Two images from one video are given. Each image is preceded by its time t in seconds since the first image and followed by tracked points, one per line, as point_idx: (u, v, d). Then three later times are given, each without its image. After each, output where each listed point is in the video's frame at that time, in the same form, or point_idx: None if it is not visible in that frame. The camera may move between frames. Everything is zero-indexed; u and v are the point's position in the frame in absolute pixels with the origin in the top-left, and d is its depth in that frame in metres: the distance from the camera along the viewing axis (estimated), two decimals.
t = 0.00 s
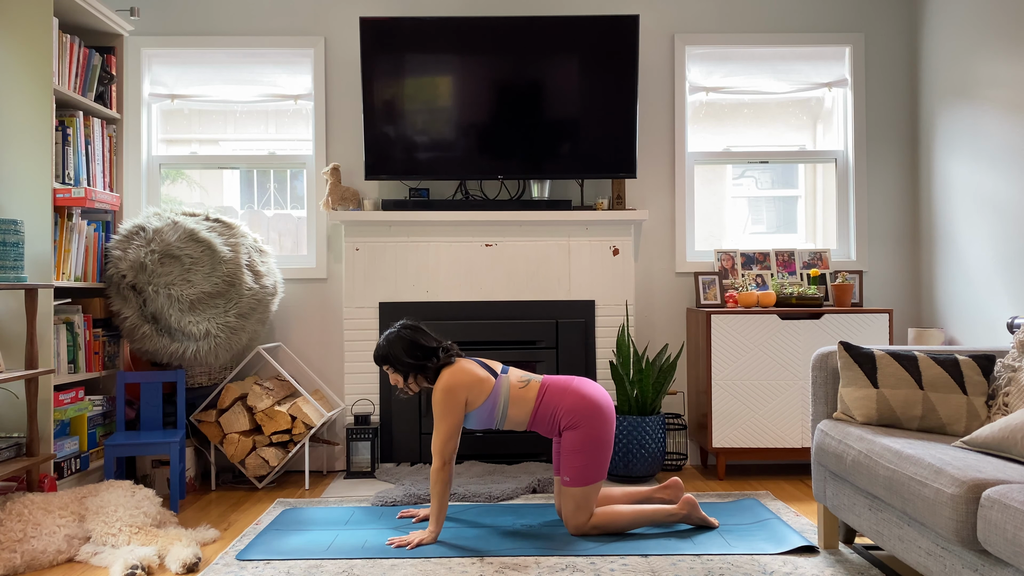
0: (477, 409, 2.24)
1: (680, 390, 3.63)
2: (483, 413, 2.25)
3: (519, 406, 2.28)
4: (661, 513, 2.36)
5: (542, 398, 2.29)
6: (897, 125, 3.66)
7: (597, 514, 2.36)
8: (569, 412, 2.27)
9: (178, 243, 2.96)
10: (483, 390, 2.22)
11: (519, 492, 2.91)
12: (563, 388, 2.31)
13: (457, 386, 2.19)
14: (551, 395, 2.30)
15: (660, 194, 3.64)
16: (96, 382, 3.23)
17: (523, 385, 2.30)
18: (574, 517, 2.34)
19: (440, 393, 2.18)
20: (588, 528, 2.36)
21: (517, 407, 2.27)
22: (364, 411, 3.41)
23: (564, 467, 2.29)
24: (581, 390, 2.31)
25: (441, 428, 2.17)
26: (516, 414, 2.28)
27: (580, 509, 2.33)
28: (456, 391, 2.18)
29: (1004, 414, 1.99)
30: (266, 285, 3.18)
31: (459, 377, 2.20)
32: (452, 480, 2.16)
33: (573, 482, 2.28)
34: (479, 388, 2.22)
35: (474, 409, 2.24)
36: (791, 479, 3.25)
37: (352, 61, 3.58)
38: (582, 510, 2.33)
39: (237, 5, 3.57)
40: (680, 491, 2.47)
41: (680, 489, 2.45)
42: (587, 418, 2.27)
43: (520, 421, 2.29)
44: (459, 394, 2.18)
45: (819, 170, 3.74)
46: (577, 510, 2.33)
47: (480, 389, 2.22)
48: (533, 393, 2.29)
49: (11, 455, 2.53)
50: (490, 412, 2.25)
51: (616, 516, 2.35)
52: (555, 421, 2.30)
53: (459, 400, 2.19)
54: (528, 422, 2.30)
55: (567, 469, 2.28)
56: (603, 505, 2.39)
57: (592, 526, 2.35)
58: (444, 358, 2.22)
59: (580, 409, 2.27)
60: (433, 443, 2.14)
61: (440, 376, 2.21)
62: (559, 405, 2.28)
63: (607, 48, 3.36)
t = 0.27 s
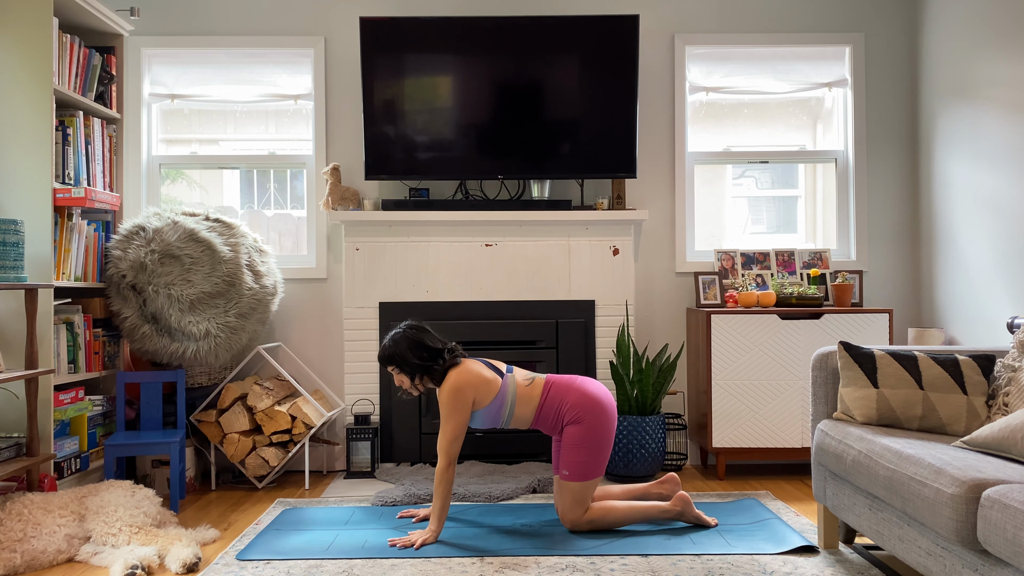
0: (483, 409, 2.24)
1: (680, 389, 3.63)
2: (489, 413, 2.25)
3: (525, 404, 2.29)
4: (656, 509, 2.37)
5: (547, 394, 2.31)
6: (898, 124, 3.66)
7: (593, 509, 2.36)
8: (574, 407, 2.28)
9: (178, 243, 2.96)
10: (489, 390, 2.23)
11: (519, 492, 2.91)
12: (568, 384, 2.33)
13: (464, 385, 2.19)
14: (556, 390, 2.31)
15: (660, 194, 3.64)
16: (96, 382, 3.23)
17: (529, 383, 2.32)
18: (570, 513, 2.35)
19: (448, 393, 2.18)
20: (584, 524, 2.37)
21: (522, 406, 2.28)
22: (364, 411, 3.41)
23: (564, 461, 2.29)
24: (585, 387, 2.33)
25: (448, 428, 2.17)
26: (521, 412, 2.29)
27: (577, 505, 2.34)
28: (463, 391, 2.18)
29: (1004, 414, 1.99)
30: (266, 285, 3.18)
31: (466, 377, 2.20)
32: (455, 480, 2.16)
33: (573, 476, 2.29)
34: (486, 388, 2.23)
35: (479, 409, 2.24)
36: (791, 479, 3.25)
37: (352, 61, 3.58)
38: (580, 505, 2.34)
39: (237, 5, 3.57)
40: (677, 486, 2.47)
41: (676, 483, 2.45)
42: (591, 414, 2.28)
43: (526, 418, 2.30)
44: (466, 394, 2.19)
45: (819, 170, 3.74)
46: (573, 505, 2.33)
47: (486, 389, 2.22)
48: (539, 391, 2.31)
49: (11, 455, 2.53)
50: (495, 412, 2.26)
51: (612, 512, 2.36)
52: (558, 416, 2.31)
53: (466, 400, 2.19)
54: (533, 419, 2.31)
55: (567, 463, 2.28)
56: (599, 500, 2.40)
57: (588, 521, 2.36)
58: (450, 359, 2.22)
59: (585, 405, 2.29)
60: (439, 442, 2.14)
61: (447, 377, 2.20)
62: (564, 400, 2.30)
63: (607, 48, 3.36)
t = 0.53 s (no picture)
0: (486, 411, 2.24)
1: (681, 389, 3.63)
2: (493, 415, 2.25)
3: (531, 406, 2.28)
4: (660, 509, 2.37)
5: (554, 397, 2.30)
6: (898, 124, 3.66)
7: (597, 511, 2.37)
8: (582, 412, 2.28)
9: (178, 243, 2.96)
10: (493, 393, 2.22)
11: (519, 492, 2.91)
12: (575, 388, 2.32)
13: (468, 388, 2.19)
14: (563, 394, 2.31)
15: (660, 194, 3.64)
16: (96, 382, 3.23)
17: (535, 385, 2.31)
18: (575, 514, 2.35)
19: (451, 394, 2.18)
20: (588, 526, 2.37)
21: (528, 409, 2.28)
22: (364, 411, 3.41)
23: (571, 465, 2.29)
24: (593, 391, 2.32)
25: (450, 429, 2.17)
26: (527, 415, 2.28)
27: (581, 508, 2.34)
28: (466, 393, 2.18)
29: (1004, 414, 1.99)
30: (266, 285, 3.18)
31: (469, 380, 2.20)
32: (457, 482, 2.16)
33: (579, 480, 2.29)
34: (490, 391, 2.22)
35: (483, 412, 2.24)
36: (791, 479, 3.25)
37: (351, 61, 3.58)
38: (584, 508, 2.34)
39: (237, 5, 3.57)
40: (678, 486, 2.46)
41: (679, 486, 2.46)
42: (598, 419, 2.28)
43: (532, 420, 2.29)
44: (469, 396, 2.18)
45: (819, 170, 3.74)
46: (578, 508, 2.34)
47: (490, 392, 2.22)
48: (545, 393, 2.30)
49: (11, 455, 2.53)
50: (500, 415, 2.25)
51: (616, 513, 2.36)
52: (566, 420, 2.30)
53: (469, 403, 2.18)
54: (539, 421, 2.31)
55: (574, 467, 2.28)
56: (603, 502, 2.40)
57: (592, 525, 2.36)
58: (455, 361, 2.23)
59: (592, 409, 2.28)
60: (441, 444, 2.14)
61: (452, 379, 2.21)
62: (571, 405, 2.29)
63: (607, 48, 3.36)
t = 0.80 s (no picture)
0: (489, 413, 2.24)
1: (681, 389, 3.63)
2: (496, 417, 2.25)
3: (533, 408, 2.28)
4: (660, 509, 2.37)
5: (557, 399, 2.30)
6: (897, 125, 3.66)
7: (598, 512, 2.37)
8: (584, 413, 2.28)
9: (178, 243, 2.96)
10: (494, 394, 2.23)
11: (519, 492, 2.91)
12: (578, 389, 2.32)
13: (471, 389, 2.19)
14: (566, 396, 2.31)
15: (660, 194, 3.64)
16: (96, 382, 3.23)
17: (537, 387, 2.31)
18: (576, 515, 2.35)
19: (453, 394, 2.18)
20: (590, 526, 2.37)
21: (531, 411, 2.28)
22: (364, 411, 3.41)
23: (574, 467, 2.29)
24: (596, 392, 2.32)
25: (452, 430, 2.17)
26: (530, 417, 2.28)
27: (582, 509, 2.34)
28: (468, 395, 2.19)
29: (1004, 414, 1.99)
30: (266, 285, 3.18)
31: (472, 380, 2.21)
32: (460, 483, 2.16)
33: (581, 482, 2.29)
34: (491, 392, 2.22)
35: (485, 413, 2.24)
36: (791, 479, 3.25)
37: (351, 61, 3.58)
38: (585, 509, 2.34)
39: (237, 5, 3.57)
40: (679, 487, 2.46)
41: (680, 488, 2.46)
42: (601, 421, 2.28)
43: (535, 423, 2.29)
44: (471, 397, 2.19)
45: (819, 170, 3.74)
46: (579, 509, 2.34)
47: (492, 393, 2.22)
48: (547, 395, 2.30)
49: (11, 455, 2.53)
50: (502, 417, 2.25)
51: (616, 514, 2.37)
52: (568, 422, 2.30)
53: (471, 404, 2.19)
54: (542, 424, 2.30)
55: (576, 469, 2.29)
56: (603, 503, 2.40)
57: (592, 526, 2.37)
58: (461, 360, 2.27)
59: (595, 411, 2.28)
60: (444, 445, 2.14)
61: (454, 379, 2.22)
62: (574, 406, 2.29)
63: (607, 48, 3.36)
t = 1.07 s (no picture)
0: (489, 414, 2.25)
1: (681, 389, 3.63)
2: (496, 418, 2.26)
3: (533, 409, 2.28)
4: (660, 509, 2.37)
5: (557, 399, 2.30)
6: (898, 124, 3.66)
7: (598, 512, 2.37)
8: (584, 414, 2.28)
9: (178, 243, 2.96)
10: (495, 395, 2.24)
11: (519, 492, 2.91)
12: (578, 389, 2.32)
13: (471, 389, 2.20)
14: (566, 396, 2.31)
15: (661, 194, 3.64)
16: (96, 382, 3.23)
17: (537, 389, 2.31)
18: (576, 515, 2.35)
19: (452, 395, 2.19)
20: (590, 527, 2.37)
21: (531, 412, 2.28)
22: (364, 411, 3.40)
23: (574, 467, 2.29)
24: (596, 393, 2.31)
25: (453, 430, 2.17)
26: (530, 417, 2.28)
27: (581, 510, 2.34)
28: (467, 395, 2.19)
29: (1004, 414, 1.99)
30: (266, 285, 3.18)
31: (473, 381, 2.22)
32: (461, 482, 2.15)
33: (581, 482, 2.29)
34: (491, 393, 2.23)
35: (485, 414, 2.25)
36: (791, 479, 3.25)
37: (352, 61, 3.58)
38: (584, 509, 2.34)
39: (237, 5, 3.57)
40: (677, 487, 2.47)
41: (680, 487, 2.46)
42: (601, 421, 2.27)
43: (535, 424, 2.29)
44: (471, 397, 2.20)
45: (819, 170, 3.74)
46: (578, 510, 2.34)
47: (492, 393, 2.23)
48: (548, 397, 2.30)
49: (11, 455, 2.53)
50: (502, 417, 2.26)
51: (616, 514, 2.37)
52: (569, 422, 2.30)
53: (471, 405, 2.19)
54: (542, 425, 2.30)
55: (577, 469, 2.28)
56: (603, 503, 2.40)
57: (592, 526, 2.37)
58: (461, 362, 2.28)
59: (596, 411, 2.28)
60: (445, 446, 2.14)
61: (453, 380, 2.22)
62: (574, 407, 2.29)
63: (607, 48, 3.36)
